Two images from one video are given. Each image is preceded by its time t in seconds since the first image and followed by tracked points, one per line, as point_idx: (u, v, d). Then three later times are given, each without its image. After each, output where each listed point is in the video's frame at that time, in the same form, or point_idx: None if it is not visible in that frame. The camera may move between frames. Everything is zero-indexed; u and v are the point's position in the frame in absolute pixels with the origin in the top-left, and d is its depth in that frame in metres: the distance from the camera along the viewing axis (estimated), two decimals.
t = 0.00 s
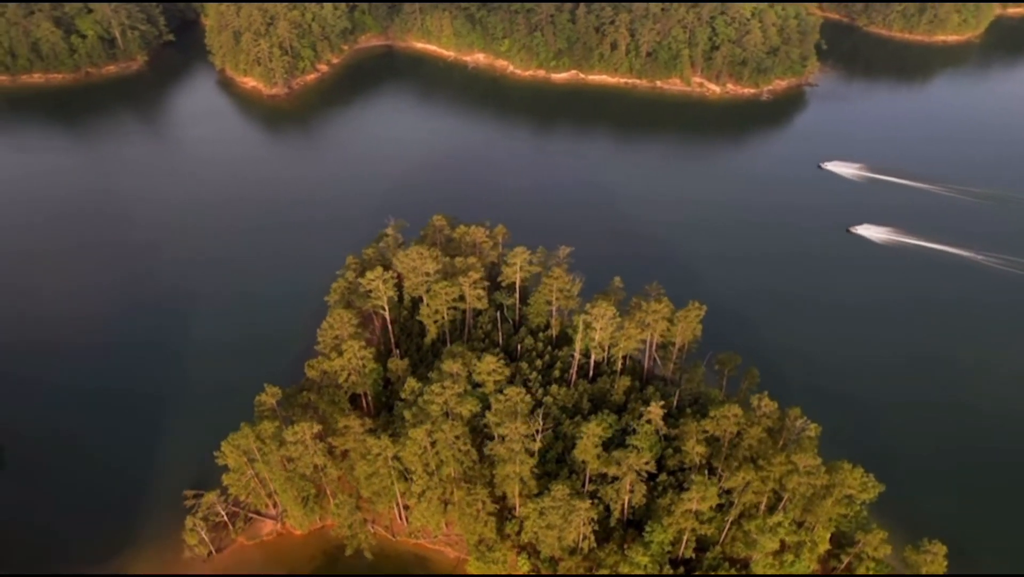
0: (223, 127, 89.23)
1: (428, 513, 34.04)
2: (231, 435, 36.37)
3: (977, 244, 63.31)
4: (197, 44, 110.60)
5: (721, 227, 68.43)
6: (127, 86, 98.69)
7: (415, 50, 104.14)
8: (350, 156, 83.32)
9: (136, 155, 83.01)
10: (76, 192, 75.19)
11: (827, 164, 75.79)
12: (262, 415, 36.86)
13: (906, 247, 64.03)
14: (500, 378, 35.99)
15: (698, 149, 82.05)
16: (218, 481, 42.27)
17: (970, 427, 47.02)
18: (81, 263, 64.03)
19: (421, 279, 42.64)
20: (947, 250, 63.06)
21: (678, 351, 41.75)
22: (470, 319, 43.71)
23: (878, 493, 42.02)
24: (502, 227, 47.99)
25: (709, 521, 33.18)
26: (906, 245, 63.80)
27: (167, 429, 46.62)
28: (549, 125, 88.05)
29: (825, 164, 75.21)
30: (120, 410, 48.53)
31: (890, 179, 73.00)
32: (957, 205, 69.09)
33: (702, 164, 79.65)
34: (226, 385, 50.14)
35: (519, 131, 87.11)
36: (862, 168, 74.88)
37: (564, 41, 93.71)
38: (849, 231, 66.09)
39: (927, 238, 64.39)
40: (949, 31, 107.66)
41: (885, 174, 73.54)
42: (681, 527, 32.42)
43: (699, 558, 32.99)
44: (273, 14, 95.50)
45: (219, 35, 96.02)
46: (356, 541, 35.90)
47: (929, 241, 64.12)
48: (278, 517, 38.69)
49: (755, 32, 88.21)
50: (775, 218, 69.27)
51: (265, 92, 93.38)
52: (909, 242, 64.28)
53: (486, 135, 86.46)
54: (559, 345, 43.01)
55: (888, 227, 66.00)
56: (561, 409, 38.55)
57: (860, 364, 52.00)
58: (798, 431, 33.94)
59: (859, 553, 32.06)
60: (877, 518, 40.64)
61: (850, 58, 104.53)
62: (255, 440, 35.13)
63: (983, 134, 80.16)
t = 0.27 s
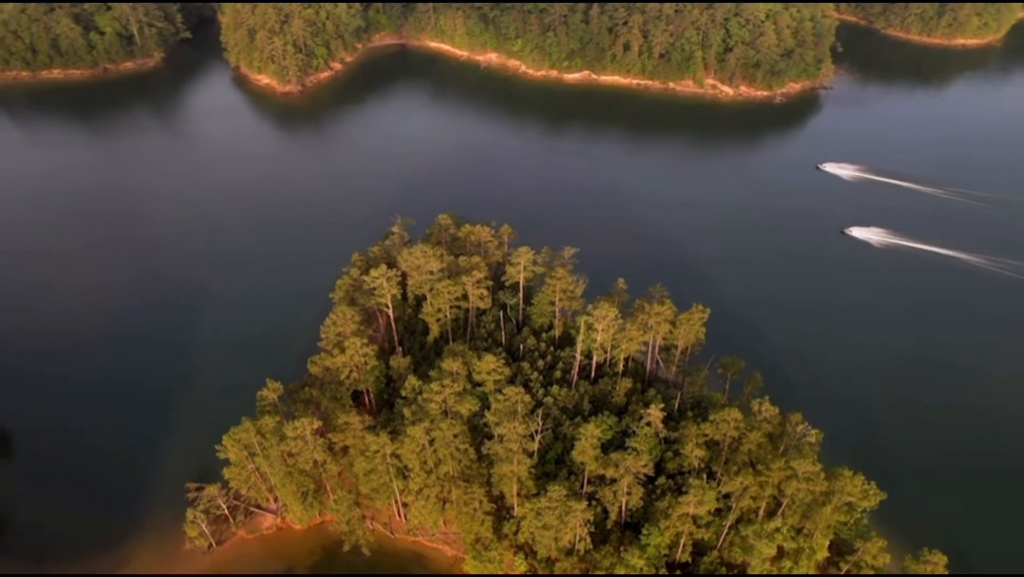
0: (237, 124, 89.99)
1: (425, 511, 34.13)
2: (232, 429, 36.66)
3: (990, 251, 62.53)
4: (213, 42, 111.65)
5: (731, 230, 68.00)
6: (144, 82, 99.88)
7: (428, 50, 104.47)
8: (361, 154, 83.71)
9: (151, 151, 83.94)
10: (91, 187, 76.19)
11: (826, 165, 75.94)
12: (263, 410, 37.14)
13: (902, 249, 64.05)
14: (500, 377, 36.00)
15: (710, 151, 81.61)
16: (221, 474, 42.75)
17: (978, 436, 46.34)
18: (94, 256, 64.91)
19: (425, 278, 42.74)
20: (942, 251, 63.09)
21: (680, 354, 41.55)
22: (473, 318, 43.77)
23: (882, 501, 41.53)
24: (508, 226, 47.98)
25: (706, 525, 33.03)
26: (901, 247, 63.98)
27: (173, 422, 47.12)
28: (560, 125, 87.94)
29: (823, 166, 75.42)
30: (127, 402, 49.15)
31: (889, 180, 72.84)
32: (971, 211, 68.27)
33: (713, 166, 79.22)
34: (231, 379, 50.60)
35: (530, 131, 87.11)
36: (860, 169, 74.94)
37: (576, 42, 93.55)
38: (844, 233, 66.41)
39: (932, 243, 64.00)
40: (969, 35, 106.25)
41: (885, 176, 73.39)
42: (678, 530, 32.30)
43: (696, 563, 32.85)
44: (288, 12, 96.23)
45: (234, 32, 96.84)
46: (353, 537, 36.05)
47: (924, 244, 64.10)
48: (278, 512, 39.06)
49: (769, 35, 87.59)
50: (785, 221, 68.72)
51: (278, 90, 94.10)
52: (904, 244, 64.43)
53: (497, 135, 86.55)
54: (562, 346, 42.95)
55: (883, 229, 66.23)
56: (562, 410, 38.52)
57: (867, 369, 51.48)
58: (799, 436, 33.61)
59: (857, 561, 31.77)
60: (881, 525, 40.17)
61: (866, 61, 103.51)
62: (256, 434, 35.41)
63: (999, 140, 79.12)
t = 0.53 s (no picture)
0: (251, 121, 90.76)
1: (422, 508, 34.23)
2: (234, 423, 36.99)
3: (1004, 258, 61.67)
4: (229, 39, 112.53)
5: (740, 233, 67.55)
6: (161, 79, 100.90)
7: (441, 49, 104.78)
8: (372, 152, 84.11)
9: (165, 147, 84.90)
10: (106, 182, 77.26)
11: (823, 166, 76.25)
12: (265, 405, 37.46)
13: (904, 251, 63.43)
14: (499, 377, 36.01)
15: (721, 153, 81.13)
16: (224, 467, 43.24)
17: (986, 447, 45.68)
18: (107, 251, 65.85)
19: (428, 276, 42.85)
20: (938, 254, 62.65)
21: (683, 356, 41.36)
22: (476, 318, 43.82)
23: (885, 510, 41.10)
24: (514, 226, 47.96)
25: (704, 529, 32.85)
26: (896, 249, 63.60)
27: (179, 416, 47.62)
28: (571, 126, 87.78)
29: (821, 168, 75.72)
30: (135, 394, 49.78)
31: (887, 182, 72.73)
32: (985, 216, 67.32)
33: (724, 168, 78.73)
34: (237, 374, 51.05)
35: (541, 131, 87.06)
36: (857, 170, 75.03)
37: (589, 42, 93.31)
38: (838, 234, 66.19)
39: (942, 248, 63.26)
40: (988, 39, 104.78)
41: (883, 178, 73.30)
42: (675, 534, 32.19)
43: (692, 567, 32.70)
44: (302, 10, 96.90)
45: (248, 29, 97.50)
46: (351, 533, 36.22)
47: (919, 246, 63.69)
48: (278, 506, 39.34)
49: (783, 37, 86.84)
50: (796, 225, 68.12)
51: (292, 87, 94.72)
52: (900, 246, 64.05)
53: (507, 134, 86.58)
54: (564, 347, 42.90)
55: (879, 232, 65.86)
56: (562, 411, 38.50)
57: (874, 376, 50.96)
58: (800, 442, 33.29)
59: (856, 569, 31.47)
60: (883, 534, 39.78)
61: (883, 65, 102.46)
62: (256, 428, 35.74)
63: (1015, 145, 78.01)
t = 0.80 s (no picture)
0: (265, 118, 91.43)
1: (419, 506, 34.33)
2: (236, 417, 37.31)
3: (1018, 265, 60.79)
4: (245, 36, 113.42)
5: (750, 236, 67.07)
6: (177, 76, 101.90)
7: (454, 48, 104.97)
8: (384, 151, 84.44)
9: (180, 143, 85.78)
10: (121, 177, 78.20)
11: (821, 168, 76.53)
12: (267, 399, 37.76)
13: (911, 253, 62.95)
14: (499, 376, 36.00)
15: (732, 156, 80.61)
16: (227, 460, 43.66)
17: (994, 457, 45.00)
18: (120, 245, 66.70)
19: (432, 275, 42.95)
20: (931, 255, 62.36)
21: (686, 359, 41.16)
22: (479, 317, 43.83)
23: (889, 519, 40.60)
24: (519, 226, 47.92)
25: (701, 534, 32.65)
26: (891, 250, 63.36)
27: (185, 409, 48.10)
28: (583, 126, 87.57)
29: (818, 169, 75.83)
30: (143, 387, 50.34)
31: (884, 184, 72.63)
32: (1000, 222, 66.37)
33: (735, 171, 78.18)
34: (243, 368, 51.49)
35: (552, 132, 86.99)
36: (855, 172, 74.98)
37: (601, 43, 92.90)
38: (832, 236, 66.06)
39: (955, 254, 62.43)
40: (1009, 42, 103.17)
41: (881, 180, 73.21)
42: (672, 539, 32.00)
43: (688, 572, 32.52)
44: (317, 8, 97.49)
45: (263, 27, 98.19)
46: (349, 529, 36.44)
47: (913, 248, 63.47)
48: (278, 501, 39.63)
49: (798, 39, 86.07)
50: (807, 228, 67.46)
51: (305, 85, 95.31)
52: (894, 248, 63.82)
53: (519, 134, 86.55)
54: (568, 348, 42.78)
55: (873, 233, 65.67)
56: (562, 412, 38.45)
57: (882, 383, 50.38)
58: (801, 448, 33.02)
59: None
60: (886, 543, 39.31)
61: (900, 68, 101.27)
62: (257, 423, 36.03)
63: None
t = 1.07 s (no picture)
0: (278, 115, 92.10)
1: (417, 504, 34.44)
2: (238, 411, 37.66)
3: None
4: (261, 34, 114.30)
5: (759, 240, 66.54)
6: (193, 73, 102.88)
7: (468, 48, 105.15)
8: (395, 149, 84.73)
9: (194, 140, 86.68)
10: (136, 172, 79.20)
11: (820, 168, 76.43)
12: (269, 394, 38.09)
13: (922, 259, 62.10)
14: (498, 375, 36.01)
15: (743, 158, 80.05)
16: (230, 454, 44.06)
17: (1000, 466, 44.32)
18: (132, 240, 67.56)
19: (436, 273, 43.08)
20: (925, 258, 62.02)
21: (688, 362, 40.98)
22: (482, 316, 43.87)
23: (894, 527, 39.96)
24: (525, 226, 47.90)
25: (698, 538, 32.48)
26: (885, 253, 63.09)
27: (190, 403, 48.56)
28: (594, 127, 87.40)
29: (817, 170, 75.78)
30: (149, 380, 50.89)
31: (882, 185, 72.40)
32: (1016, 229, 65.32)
33: (746, 173, 77.64)
34: (248, 364, 51.98)
35: (563, 132, 86.89)
36: (854, 173, 74.81)
37: (614, 44, 92.51)
38: (827, 237, 65.85)
39: (968, 260, 61.54)
40: None
41: (879, 181, 72.98)
42: (668, 542, 31.84)
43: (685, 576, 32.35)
44: (331, 7, 98.11)
45: (277, 25, 98.88)
46: (348, 525, 36.65)
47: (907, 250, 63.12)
48: (279, 496, 39.88)
49: (812, 42, 85.33)
50: (818, 232, 66.77)
51: (318, 83, 95.91)
52: (889, 250, 63.51)
53: (530, 135, 86.56)
54: (571, 348, 42.70)
55: (869, 235, 65.41)
56: (563, 413, 38.43)
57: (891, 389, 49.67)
58: (801, 454, 32.74)
59: None
60: (888, 554, 38.53)
61: (917, 72, 100.07)
62: (258, 417, 36.35)
63: None
